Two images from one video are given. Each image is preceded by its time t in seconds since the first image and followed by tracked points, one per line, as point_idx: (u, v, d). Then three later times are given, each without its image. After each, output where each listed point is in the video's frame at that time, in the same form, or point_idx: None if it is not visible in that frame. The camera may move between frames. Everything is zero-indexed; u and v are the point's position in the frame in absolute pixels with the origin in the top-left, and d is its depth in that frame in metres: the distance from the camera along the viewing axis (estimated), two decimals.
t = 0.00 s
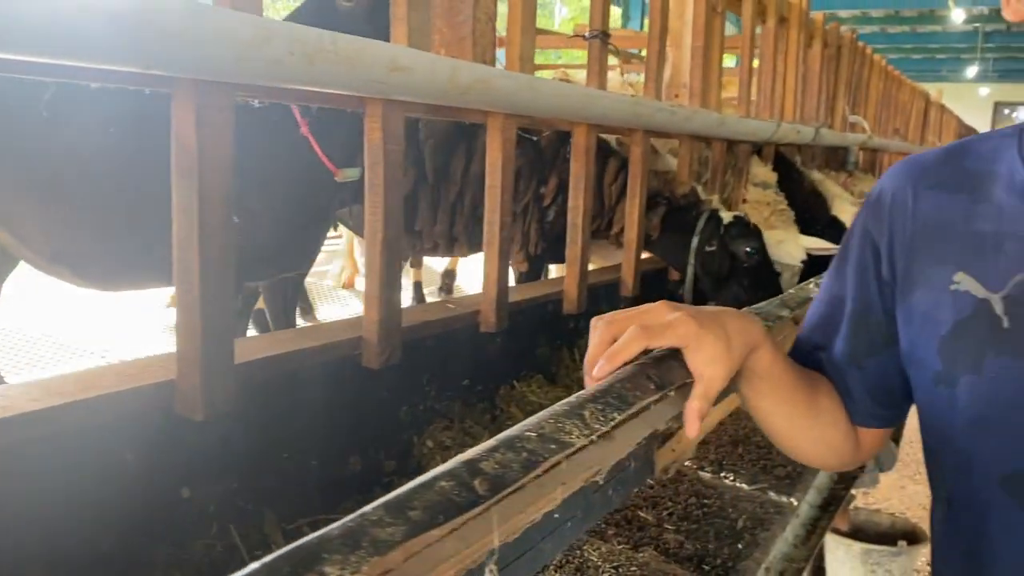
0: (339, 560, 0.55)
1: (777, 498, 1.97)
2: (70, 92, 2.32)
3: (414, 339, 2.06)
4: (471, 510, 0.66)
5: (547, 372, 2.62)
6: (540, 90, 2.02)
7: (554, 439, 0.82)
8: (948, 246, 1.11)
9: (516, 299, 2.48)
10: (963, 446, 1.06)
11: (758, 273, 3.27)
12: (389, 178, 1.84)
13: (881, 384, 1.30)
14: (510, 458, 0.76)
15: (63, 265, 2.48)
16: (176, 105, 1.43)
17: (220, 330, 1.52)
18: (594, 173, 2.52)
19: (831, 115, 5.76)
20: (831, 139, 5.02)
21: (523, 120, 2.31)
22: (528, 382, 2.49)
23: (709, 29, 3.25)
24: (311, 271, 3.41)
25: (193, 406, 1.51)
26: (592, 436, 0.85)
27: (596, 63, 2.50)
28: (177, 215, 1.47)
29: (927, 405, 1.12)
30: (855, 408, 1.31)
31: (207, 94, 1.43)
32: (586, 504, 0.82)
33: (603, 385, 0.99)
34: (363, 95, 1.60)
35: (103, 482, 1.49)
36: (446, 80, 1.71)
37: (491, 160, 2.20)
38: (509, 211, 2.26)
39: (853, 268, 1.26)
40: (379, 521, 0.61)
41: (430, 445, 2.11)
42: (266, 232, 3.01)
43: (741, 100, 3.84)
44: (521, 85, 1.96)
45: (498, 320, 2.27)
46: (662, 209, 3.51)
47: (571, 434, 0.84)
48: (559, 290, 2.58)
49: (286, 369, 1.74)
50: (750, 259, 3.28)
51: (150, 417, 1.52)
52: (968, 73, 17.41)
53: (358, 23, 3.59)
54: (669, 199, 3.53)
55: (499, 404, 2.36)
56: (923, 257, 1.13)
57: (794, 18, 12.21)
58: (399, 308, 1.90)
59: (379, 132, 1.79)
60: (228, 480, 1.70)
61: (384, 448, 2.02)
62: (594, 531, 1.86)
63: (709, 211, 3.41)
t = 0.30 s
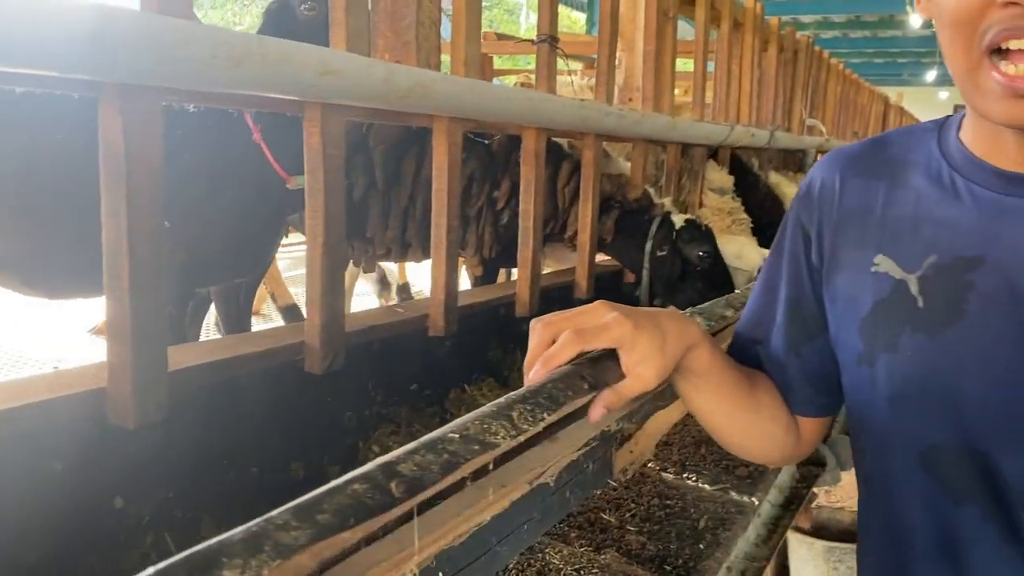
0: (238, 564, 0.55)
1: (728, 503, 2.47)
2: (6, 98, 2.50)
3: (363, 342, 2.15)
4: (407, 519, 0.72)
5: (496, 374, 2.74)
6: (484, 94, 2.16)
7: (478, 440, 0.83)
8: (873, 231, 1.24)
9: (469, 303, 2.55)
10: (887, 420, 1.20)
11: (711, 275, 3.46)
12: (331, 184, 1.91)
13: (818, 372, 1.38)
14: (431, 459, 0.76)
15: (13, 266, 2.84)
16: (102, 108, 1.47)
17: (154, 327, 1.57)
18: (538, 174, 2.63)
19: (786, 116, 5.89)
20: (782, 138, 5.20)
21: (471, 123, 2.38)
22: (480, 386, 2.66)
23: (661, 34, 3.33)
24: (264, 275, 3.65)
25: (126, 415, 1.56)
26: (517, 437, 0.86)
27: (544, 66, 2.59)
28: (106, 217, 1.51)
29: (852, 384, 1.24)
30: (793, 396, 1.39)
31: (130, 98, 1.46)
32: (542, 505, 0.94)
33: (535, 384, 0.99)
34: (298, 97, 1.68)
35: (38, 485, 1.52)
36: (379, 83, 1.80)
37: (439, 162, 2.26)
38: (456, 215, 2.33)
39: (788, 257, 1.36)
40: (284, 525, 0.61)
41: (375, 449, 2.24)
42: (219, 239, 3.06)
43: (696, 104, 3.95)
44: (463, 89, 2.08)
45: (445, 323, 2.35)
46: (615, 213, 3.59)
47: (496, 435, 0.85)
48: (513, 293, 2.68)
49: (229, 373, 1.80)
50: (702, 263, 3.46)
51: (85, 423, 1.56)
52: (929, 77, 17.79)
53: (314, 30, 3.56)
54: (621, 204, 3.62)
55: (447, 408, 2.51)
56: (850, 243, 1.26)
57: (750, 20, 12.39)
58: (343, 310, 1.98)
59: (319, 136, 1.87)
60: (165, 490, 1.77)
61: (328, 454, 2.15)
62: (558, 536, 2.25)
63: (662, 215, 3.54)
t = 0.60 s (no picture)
0: (214, 566, 0.57)
1: (707, 503, 2.56)
2: None
3: (335, 350, 2.16)
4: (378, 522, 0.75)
5: (470, 379, 2.78)
6: (453, 105, 2.19)
7: (446, 444, 0.86)
8: (820, 235, 1.30)
9: (439, 310, 2.58)
10: (839, 418, 1.25)
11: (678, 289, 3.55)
12: (303, 194, 1.93)
13: (776, 372, 1.43)
14: (399, 463, 0.79)
15: None
16: (74, 125, 1.49)
17: (129, 340, 1.58)
18: (509, 182, 2.66)
19: (754, 123, 6.00)
20: (750, 145, 5.30)
21: (441, 133, 2.41)
22: (453, 392, 2.69)
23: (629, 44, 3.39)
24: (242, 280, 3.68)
25: (100, 425, 1.58)
26: (486, 440, 0.90)
27: (513, 77, 2.64)
28: (80, 229, 1.52)
29: (805, 384, 1.30)
30: (754, 397, 1.44)
31: (102, 115, 1.48)
32: (516, 509, 0.97)
33: (504, 389, 1.03)
34: (269, 110, 1.70)
35: (14, 498, 1.53)
36: (348, 97, 1.83)
37: (408, 170, 2.29)
38: (428, 224, 2.36)
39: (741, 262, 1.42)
40: (258, 528, 0.64)
41: (350, 455, 2.26)
42: (194, 250, 3.07)
43: (664, 112, 4.01)
44: (433, 101, 2.12)
45: (417, 331, 2.36)
46: (586, 223, 3.64)
47: (464, 439, 0.88)
48: (485, 301, 2.72)
49: (203, 382, 1.81)
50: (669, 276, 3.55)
51: (61, 433, 1.57)
52: (895, 82, 18.12)
53: (285, 39, 3.57)
54: (591, 214, 3.67)
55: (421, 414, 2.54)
56: (799, 248, 1.32)
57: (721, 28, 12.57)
58: (314, 318, 2.01)
59: (290, 146, 1.89)
60: (140, 498, 1.78)
61: (301, 460, 2.16)
62: (534, 539, 2.28)
63: (631, 228, 3.59)
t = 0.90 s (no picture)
0: (233, 551, 0.63)
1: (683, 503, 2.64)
2: None
3: (326, 355, 2.22)
4: (380, 515, 0.81)
5: (456, 384, 2.83)
6: (438, 117, 2.26)
7: (441, 441, 0.91)
8: (801, 241, 1.39)
9: (423, 316, 2.63)
10: (823, 412, 1.35)
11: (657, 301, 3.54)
12: (293, 206, 1.98)
13: (753, 373, 1.51)
14: (398, 458, 0.84)
15: None
16: (77, 140, 1.54)
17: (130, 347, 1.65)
18: (491, 190, 2.72)
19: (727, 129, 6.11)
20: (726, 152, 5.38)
21: (426, 144, 2.47)
22: (439, 396, 2.74)
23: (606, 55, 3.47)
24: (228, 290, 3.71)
25: (103, 428, 1.63)
26: (477, 437, 0.96)
27: (495, 88, 2.70)
28: (82, 238, 1.57)
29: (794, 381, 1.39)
30: (730, 398, 1.51)
31: (105, 130, 1.53)
32: (499, 510, 1.03)
33: (494, 389, 1.09)
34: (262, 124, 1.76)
35: (19, 500, 1.57)
36: (338, 111, 1.88)
37: (394, 180, 2.34)
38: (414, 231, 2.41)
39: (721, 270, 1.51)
40: (272, 516, 0.69)
41: (341, 458, 2.31)
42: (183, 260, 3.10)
43: (641, 120, 4.10)
44: (418, 114, 2.18)
45: (404, 338, 2.41)
46: (566, 233, 3.68)
47: (457, 435, 0.94)
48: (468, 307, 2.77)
49: (198, 388, 1.86)
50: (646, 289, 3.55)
51: (63, 437, 1.61)
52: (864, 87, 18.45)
53: (267, 51, 3.61)
54: (571, 226, 3.72)
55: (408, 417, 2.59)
56: (781, 255, 1.41)
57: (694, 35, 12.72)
58: (305, 324, 2.05)
59: (281, 159, 1.94)
60: (139, 500, 1.83)
61: (293, 463, 2.20)
62: (517, 541, 2.34)
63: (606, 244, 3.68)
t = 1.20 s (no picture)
0: (228, 532, 0.70)
1: (658, 503, 2.71)
2: None
3: (306, 360, 2.28)
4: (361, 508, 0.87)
5: (434, 388, 2.91)
6: (412, 131, 2.33)
7: (417, 435, 0.98)
8: (766, 245, 1.38)
9: (400, 321, 2.69)
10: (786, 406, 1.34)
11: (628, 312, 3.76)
12: (275, 217, 2.05)
13: (719, 373, 1.55)
14: (377, 451, 0.91)
15: None
16: (70, 157, 1.63)
17: (120, 355, 1.72)
18: (466, 198, 2.79)
19: (699, 137, 6.26)
20: (693, 160, 5.56)
21: (401, 155, 2.54)
22: (416, 399, 2.82)
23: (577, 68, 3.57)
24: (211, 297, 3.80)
25: (96, 429, 1.71)
26: (452, 431, 1.03)
27: (468, 101, 2.78)
28: (76, 252, 1.67)
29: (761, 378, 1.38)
30: (699, 395, 1.56)
31: (96, 148, 1.63)
32: (476, 510, 1.10)
33: (467, 387, 1.15)
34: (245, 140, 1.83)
35: (15, 499, 1.65)
36: (318, 126, 1.95)
37: (373, 191, 2.41)
38: (391, 239, 2.48)
39: (690, 275, 1.53)
40: (262, 501, 0.76)
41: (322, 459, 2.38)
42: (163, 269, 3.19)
43: (612, 129, 4.20)
44: (394, 127, 2.25)
45: (383, 343, 2.48)
46: (541, 245, 3.75)
47: (433, 430, 1.01)
48: (446, 313, 2.85)
49: (184, 392, 1.92)
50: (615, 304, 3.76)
51: (55, 440, 1.68)
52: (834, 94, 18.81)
53: (247, 65, 3.68)
54: (546, 239, 3.80)
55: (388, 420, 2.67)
56: (749, 257, 1.40)
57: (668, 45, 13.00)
58: (285, 330, 2.11)
59: (263, 172, 2.00)
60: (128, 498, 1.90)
61: (278, 463, 2.28)
62: (495, 543, 2.43)
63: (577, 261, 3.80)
